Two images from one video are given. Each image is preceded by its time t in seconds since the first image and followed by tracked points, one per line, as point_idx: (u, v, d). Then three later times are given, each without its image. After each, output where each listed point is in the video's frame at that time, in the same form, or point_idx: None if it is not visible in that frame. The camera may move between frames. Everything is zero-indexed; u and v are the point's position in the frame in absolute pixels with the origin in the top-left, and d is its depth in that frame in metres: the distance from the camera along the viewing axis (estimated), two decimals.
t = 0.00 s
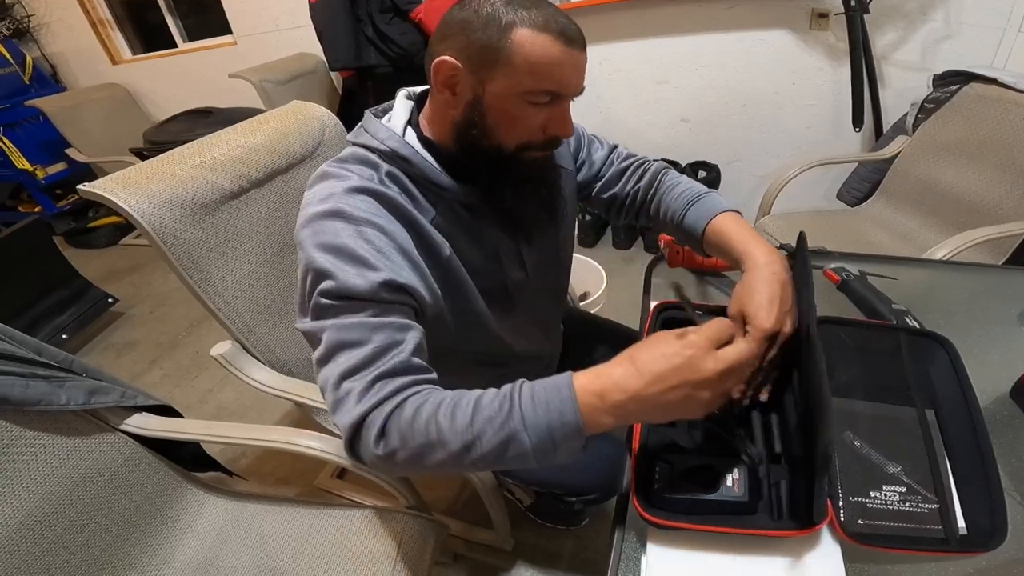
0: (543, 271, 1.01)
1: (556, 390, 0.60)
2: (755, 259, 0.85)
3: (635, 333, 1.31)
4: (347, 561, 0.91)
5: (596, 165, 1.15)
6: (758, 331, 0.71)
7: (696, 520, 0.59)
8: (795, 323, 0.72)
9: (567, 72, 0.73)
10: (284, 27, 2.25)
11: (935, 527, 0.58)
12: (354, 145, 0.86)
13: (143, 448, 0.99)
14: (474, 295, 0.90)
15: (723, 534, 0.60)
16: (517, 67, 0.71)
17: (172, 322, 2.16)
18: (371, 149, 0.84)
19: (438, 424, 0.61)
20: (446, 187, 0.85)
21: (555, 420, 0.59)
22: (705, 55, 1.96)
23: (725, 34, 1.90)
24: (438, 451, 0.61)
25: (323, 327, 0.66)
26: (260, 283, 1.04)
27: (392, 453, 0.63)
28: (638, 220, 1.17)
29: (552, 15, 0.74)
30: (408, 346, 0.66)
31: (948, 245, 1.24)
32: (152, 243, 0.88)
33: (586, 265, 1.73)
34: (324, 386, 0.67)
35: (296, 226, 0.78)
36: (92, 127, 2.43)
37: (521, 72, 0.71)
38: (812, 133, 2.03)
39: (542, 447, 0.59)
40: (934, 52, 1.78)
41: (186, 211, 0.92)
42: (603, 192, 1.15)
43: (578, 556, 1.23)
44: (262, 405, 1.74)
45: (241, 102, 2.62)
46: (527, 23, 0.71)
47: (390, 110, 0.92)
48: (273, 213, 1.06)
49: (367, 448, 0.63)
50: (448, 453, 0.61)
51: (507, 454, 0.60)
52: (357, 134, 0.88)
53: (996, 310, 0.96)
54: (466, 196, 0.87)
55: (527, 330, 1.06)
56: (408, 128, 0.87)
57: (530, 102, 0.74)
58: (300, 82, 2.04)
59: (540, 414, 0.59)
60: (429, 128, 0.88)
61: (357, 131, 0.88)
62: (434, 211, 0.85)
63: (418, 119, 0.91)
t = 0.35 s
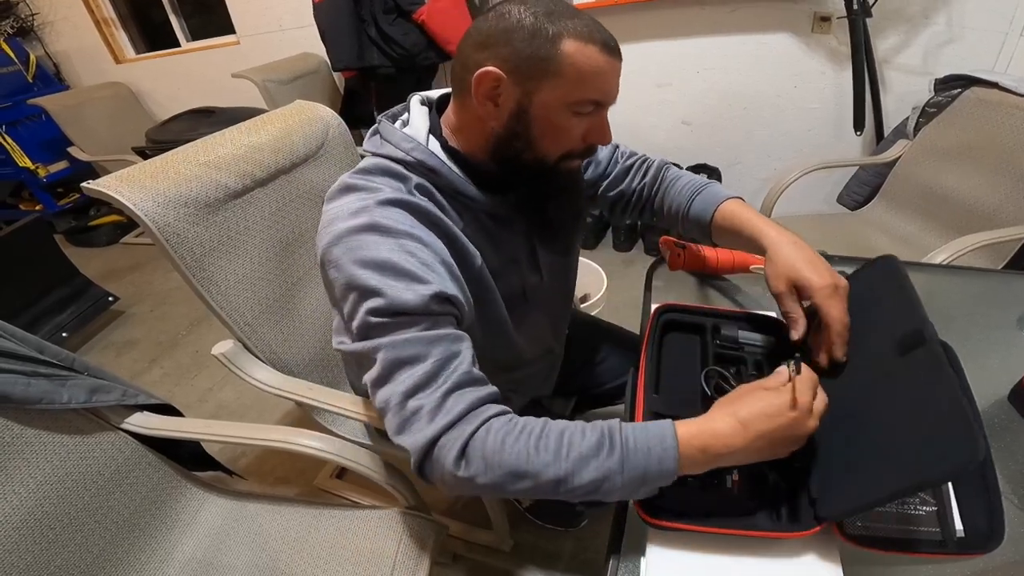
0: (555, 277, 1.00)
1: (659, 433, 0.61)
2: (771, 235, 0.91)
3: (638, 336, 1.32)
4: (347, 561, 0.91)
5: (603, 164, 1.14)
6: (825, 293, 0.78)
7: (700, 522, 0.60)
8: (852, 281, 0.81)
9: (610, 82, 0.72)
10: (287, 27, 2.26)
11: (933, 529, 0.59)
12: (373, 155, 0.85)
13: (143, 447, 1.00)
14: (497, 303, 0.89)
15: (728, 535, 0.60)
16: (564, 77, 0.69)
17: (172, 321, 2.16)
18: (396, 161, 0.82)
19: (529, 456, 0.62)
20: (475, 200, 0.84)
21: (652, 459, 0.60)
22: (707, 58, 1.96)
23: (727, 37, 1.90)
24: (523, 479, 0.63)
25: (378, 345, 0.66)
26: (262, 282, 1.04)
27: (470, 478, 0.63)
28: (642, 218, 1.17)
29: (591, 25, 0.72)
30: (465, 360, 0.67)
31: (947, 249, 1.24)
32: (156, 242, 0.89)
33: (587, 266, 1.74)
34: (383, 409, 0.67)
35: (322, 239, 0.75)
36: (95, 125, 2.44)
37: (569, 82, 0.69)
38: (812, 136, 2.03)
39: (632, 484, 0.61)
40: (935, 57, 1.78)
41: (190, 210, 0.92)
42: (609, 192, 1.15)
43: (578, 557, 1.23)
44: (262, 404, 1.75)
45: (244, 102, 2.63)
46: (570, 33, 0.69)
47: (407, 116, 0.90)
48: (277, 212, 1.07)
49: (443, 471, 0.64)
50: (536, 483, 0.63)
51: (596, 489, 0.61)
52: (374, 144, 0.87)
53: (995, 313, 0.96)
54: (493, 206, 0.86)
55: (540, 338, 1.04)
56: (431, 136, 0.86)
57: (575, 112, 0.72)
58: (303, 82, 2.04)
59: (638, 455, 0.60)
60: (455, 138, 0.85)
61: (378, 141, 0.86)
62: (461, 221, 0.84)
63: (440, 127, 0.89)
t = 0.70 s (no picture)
0: (558, 276, 1.00)
1: (676, 416, 0.64)
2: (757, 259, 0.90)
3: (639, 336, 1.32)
4: (347, 560, 0.91)
5: (610, 166, 1.14)
6: (798, 321, 0.77)
7: (700, 521, 0.59)
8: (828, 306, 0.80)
9: (625, 89, 0.72)
10: (288, 26, 2.26)
11: (935, 527, 0.58)
12: (383, 154, 0.84)
13: (144, 446, 0.99)
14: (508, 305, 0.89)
15: (734, 535, 0.60)
16: (580, 83, 0.69)
17: (172, 320, 2.16)
18: (408, 162, 0.81)
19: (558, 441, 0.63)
20: (486, 203, 0.84)
21: (679, 440, 0.62)
22: (708, 57, 1.96)
23: (728, 36, 1.90)
24: (552, 467, 0.63)
25: (393, 338, 0.64)
26: (263, 281, 1.03)
27: (502, 471, 0.62)
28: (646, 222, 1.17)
29: (610, 30, 0.72)
30: (482, 355, 0.67)
31: (948, 248, 1.24)
32: (157, 240, 0.89)
33: (588, 266, 1.73)
34: (394, 406, 0.64)
35: (333, 236, 0.75)
36: (96, 124, 2.44)
37: (585, 88, 0.69)
38: (813, 136, 2.03)
39: (662, 466, 0.62)
40: (936, 55, 1.78)
41: (191, 208, 0.92)
42: (614, 194, 1.15)
43: (578, 556, 1.23)
44: (262, 403, 1.74)
45: (244, 101, 2.62)
46: (589, 38, 0.69)
47: (416, 116, 0.90)
48: (277, 210, 1.06)
49: (468, 468, 0.62)
50: (569, 471, 0.63)
51: (626, 473, 0.62)
52: (384, 143, 0.87)
53: (996, 312, 0.96)
54: (503, 207, 0.86)
55: (543, 338, 1.04)
56: (442, 137, 0.85)
57: (587, 118, 0.72)
58: (304, 81, 2.04)
59: (663, 436, 0.62)
60: (468, 140, 0.86)
61: (388, 141, 0.85)
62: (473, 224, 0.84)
63: (451, 127, 0.88)
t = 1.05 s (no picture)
0: (553, 290, 1.01)
1: (626, 430, 0.64)
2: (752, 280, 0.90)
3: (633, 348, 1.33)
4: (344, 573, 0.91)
5: (605, 186, 1.15)
6: (796, 346, 0.75)
7: (691, 533, 0.60)
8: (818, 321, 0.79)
9: (619, 111, 0.73)
10: (284, 38, 2.27)
11: (924, 537, 0.59)
12: (378, 172, 0.85)
13: (140, 459, 1.00)
14: (500, 326, 0.90)
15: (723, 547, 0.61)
16: (573, 103, 0.70)
17: (167, 332, 2.16)
18: (401, 179, 0.82)
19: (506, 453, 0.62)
20: (480, 221, 0.85)
21: (629, 453, 0.61)
22: (700, 69, 1.99)
23: (720, 48, 1.93)
24: (496, 482, 0.61)
25: (358, 344, 0.63)
26: (259, 296, 1.04)
27: (444, 485, 0.60)
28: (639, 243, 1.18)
29: (605, 52, 0.73)
30: (448, 374, 0.66)
31: (938, 259, 1.26)
32: (154, 256, 0.89)
33: (583, 277, 1.75)
34: (346, 411, 0.63)
35: (321, 248, 0.76)
36: (92, 135, 2.44)
37: (577, 108, 0.70)
38: (804, 146, 2.05)
39: (610, 482, 0.61)
40: (925, 65, 1.81)
41: (188, 224, 0.93)
42: (609, 215, 1.16)
43: (574, 566, 1.23)
44: (258, 415, 1.75)
45: (240, 112, 2.64)
46: (584, 59, 0.70)
47: (411, 134, 0.91)
48: (273, 225, 1.07)
49: (412, 479, 0.60)
50: (513, 486, 0.61)
51: (572, 487, 0.61)
52: (379, 159, 0.88)
53: (984, 323, 0.97)
54: (494, 225, 0.87)
55: (537, 353, 1.05)
56: (435, 155, 0.86)
57: (579, 139, 0.73)
58: (300, 93, 2.06)
59: (614, 450, 0.62)
60: (461, 157, 0.87)
61: (383, 158, 0.87)
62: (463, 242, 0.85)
63: (445, 145, 0.89)
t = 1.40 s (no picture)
0: (537, 301, 1.02)
1: (561, 446, 0.65)
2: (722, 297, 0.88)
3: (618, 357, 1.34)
4: None
5: (586, 201, 1.16)
6: (763, 370, 0.73)
7: (673, 539, 0.61)
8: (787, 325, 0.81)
9: (585, 132, 0.74)
10: (268, 50, 2.28)
11: (901, 539, 0.61)
12: (349, 194, 0.86)
13: (129, 472, 0.99)
14: (473, 341, 0.90)
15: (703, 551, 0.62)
16: (537, 125, 0.71)
17: (154, 346, 2.14)
18: (372, 201, 0.83)
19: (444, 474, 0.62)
20: (449, 242, 0.86)
21: (563, 470, 0.63)
22: (681, 80, 2.02)
23: (700, 58, 1.96)
24: (437, 500, 0.61)
25: (314, 368, 0.64)
26: (246, 311, 1.05)
27: (386, 503, 0.60)
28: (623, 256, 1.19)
29: (573, 72, 0.74)
30: (401, 401, 0.66)
31: (914, 265, 1.29)
32: (138, 273, 0.89)
33: (570, 287, 1.77)
34: (296, 431, 0.64)
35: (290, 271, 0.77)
36: (75, 148, 2.43)
37: (541, 130, 0.71)
38: (785, 154, 2.10)
39: (544, 497, 0.63)
40: (898, 72, 1.86)
41: (173, 240, 0.93)
42: (592, 230, 1.18)
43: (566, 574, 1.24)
44: (247, 429, 1.74)
45: (225, 124, 2.63)
46: (549, 79, 0.71)
47: (384, 155, 0.92)
48: (259, 241, 1.08)
49: (356, 497, 0.60)
50: (453, 504, 0.61)
51: (510, 505, 0.62)
52: (352, 179, 0.88)
53: (958, 329, 1.00)
54: (466, 245, 0.88)
55: (523, 363, 1.06)
56: (408, 176, 0.88)
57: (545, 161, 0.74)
58: (285, 104, 2.06)
59: (549, 467, 0.63)
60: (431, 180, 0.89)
61: (355, 178, 0.87)
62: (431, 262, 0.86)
63: (416, 166, 0.91)
